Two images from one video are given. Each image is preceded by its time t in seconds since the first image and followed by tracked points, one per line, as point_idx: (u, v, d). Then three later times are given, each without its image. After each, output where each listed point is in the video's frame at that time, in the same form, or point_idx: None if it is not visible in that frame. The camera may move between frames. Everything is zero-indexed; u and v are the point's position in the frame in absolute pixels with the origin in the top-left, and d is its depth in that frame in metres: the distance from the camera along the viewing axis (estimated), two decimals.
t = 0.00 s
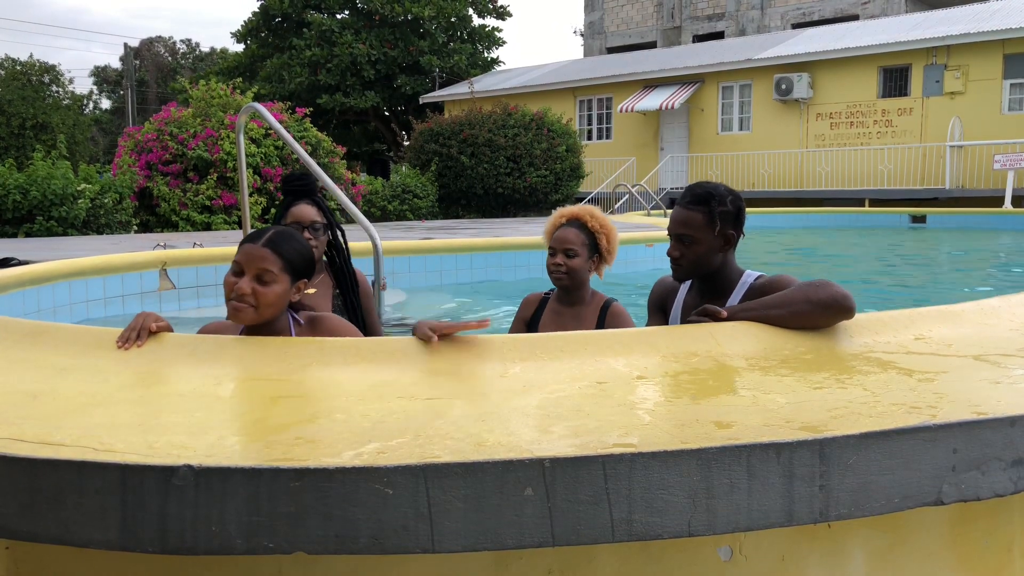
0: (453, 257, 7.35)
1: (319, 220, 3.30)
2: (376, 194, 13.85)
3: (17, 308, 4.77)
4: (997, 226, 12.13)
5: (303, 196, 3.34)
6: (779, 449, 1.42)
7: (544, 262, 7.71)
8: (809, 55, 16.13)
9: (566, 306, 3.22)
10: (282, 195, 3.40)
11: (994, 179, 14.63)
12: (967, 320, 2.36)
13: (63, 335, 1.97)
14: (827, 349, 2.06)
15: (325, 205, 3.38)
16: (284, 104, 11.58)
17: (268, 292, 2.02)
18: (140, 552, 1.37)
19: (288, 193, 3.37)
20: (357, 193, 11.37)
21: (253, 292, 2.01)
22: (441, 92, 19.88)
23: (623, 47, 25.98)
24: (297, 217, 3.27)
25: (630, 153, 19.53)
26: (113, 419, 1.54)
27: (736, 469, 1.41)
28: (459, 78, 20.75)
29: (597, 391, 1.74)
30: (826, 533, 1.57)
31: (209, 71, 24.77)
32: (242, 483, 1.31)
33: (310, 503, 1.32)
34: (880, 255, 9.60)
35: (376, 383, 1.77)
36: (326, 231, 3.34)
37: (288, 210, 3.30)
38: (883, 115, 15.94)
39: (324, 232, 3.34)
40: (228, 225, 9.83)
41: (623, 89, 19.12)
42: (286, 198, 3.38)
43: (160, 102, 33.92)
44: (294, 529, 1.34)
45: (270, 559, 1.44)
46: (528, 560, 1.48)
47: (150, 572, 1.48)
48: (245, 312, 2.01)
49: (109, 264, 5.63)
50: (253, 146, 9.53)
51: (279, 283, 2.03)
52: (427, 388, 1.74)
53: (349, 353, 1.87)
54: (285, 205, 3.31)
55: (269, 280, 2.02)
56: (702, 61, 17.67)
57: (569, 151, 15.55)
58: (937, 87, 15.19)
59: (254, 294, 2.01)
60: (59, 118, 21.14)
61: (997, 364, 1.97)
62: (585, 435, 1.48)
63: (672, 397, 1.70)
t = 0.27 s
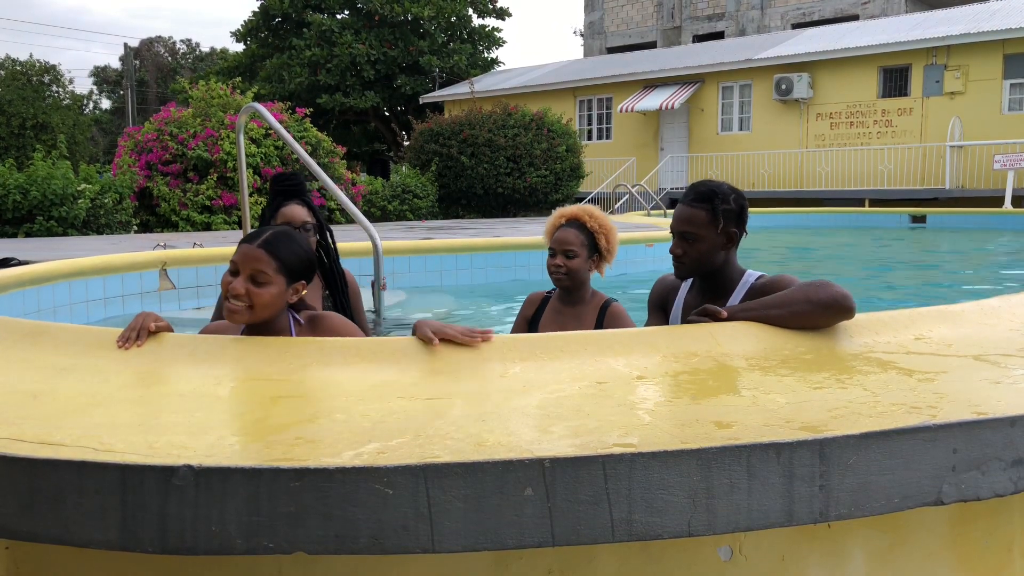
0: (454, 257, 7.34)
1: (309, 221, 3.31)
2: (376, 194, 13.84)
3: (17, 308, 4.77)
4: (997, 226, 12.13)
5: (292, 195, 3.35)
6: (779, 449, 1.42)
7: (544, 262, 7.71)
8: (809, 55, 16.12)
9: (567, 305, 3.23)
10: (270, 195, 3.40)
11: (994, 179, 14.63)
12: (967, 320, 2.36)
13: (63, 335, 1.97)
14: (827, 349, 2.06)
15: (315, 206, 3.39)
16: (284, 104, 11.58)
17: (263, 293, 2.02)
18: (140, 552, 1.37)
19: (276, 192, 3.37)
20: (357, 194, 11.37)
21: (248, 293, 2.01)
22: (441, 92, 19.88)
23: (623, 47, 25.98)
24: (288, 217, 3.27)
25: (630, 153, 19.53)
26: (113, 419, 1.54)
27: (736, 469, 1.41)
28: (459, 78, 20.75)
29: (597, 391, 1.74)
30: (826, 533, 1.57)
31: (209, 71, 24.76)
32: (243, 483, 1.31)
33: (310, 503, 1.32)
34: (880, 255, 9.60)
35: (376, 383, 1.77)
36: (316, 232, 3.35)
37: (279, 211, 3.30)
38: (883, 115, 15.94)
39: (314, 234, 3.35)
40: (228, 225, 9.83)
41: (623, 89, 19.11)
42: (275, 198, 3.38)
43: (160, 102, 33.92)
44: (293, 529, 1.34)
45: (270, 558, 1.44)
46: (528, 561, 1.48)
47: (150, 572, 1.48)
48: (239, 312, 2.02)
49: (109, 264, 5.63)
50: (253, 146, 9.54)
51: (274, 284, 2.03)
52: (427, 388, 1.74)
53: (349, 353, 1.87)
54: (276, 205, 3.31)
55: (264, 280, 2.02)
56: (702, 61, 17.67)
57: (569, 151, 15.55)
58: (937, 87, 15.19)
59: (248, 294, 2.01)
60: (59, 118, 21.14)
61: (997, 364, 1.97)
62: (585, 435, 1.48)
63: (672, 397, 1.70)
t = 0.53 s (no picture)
0: (453, 257, 7.34)
1: (303, 220, 3.31)
2: (376, 194, 13.82)
3: (17, 308, 4.77)
4: (997, 226, 12.13)
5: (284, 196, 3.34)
6: (778, 449, 1.42)
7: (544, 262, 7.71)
8: (809, 55, 16.12)
9: (559, 305, 3.22)
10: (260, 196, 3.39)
11: (994, 179, 14.63)
12: (966, 320, 2.36)
13: (63, 336, 1.97)
14: (827, 349, 2.06)
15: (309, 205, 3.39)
16: (284, 104, 11.58)
17: (262, 293, 2.02)
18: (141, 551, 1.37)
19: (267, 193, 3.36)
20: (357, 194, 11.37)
21: (247, 292, 2.01)
22: (441, 92, 19.88)
23: (623, 47, 25.97)
24: (282, 217, 3.27)
25: (630, 153, 19.53)
26: (112, 419, 1.54)
27: (736, 469, 1.41)
28: (459, 78, 20.75)
29: (597, 391, 1.74)
30: (825, 533, 1.57)
31: (209, 71, 24.77)
32: (243, 483, 1.31)
33: (310, 504, 1.32)
34: (879, 254, 9.60)
35: (375, 384, 1.77)
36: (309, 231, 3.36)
37: (273, 209, 3.30)
38: (883, 115, 15.94)
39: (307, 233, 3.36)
40: (228, 225, 9.83)
41: (623, 89, 19.11)
42: (269, 196, 3.36)
43: (160, 103, 33.93)
44: (294, 529, 1.34)
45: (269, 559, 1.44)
46: (528, 560, 1.48)
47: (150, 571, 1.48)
48: (238, 310, 2.02)
49: (109, 264, 5.63)
50: (253, 146, 9.54)
51: (272, 284, 2.03)
52: (427, 388, 1.74)
53: (349, 353, 1.87)
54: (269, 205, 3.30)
55: (263, 280, 2.02)
56: (702, 61, 17.66)
57: (569, 150, 15.55)
58: (937, 87, 15.19)
59: (247, 294, 2.01)
60: (59, 118, 21.14)
61: (997, 363, 1.97)
62: (584, 435, 1.48)
63: (672, 397, 1.70)
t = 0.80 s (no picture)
0: (454, 257, 7.34)
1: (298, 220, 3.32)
2: (376, 194, 13.83)
3: (17, 308, 4.78)
4: (997, 226, 12.14)
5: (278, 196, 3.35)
6: (779, 449, 1.42)
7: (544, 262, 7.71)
8: (809, 55, 16.12)
9: (550, 304, 3.22)
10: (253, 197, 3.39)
11: (994, 179, 14.63)
12: (967, 320, 2.36)
13: (63, 336, 1.97)
14: (827, 349, 2.06)
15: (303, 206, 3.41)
16: (284, 104, 11.58)
17: (261, 294, 2.02)
18: (141, 552, 1.37)
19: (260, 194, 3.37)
20: (358, 194, 11.37)
21: (247, 292, 2.01)
22: (441, 92, 19.88)
23: (623, 47, 25.97)
24: (277, 216, 3.28)
25: (630, 153, 19.53)
26: (112, 419, 1.54)
27: (736, 469, 1.41)
28: (458, 78, 20.75)
29: (598, 391, 1.74)
30: (826, 533, 1.57)
31: (209, 72, 24.77)
32: (243, 483, 1.31)
33: (310, 504, 1.32)
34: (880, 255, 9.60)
35: (375, 384, 1.77)
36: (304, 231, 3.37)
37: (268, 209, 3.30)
38: (883, 115, 15.94)
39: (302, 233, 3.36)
40: (228, 225, 9.83)
41: (623, 89, 19.11)
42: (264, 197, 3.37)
43: (160, 102, 33.93)
44: (294, 529, 1.34)
45: (269, 559, 1.44)
46: (528, 561, 1.48)
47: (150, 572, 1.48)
48: (238, 310, 2.02)
49: (109, 264, 5.63)
50: (253, 146, 9.55)
51: (273, 285, 2.03)
52: (427, 388, 1.74)
53: (349, 352, 1.87)
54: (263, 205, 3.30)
55: (263, 281, 2.02)
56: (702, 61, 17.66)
57: (569, 150, 15.55)
58: (937, 87, 15.19)
59: (247, 294, 2.01)
60: (59, 118, 21.15)
61: (997, 363, 1.97)
62: (584, 435, 1.48)
63: (673, 397, 1.70)
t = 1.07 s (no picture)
0: (453, 257, 7.34)
1: (294, 219, 3.32)
2: (376, 194, 13.83)
3: (17, 308, 4.78)
4: (997, 226, 12.13)
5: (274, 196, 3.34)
6: (779, 449, 1.42)
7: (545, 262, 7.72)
8: (809, 55, 16.12)
9: (547, 300, 3.22)
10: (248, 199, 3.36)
11: (994, 179, 14.63)
12: (967, 320, 2.36)
13: (62, 336, 1.97)
14: (827, 349, 2.06)
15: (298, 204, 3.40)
16: (284, 104, 11.58)
17: (261, 294, 2.02)
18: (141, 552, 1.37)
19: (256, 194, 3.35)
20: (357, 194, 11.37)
21: (247, 292, 2.02)
22: (441, 93, 19.88)
23: (623, 47, 25.97)
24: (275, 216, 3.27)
25: (631, 153, 19.53)
26: (112, 419, 1.54)
27: (736, 469, 1.41)
28: (458, 78, 20.75)
29: (597, 391, 1.74)
30: (825, 533, 1.57)
31: (209, 72, 24.77)
32: (243, 483, 1.31)
33: (310, 504, 1.33)
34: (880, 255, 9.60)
35: (375, 384, 1.77)
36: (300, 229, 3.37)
37: (264, 208, 3.29)
38: (883, 115, 15.94)
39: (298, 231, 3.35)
40: (228, 225, 9.83)
41: (623, 89, 19.11)
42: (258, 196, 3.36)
43: (160, 102, 33.93)
44: (294, 529, 1.34)
45: (269, 559, 1.44)
46: (528, 560, 1.48)
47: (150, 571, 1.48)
48: (237, 310, 2.03)
49: (109, 264, 5.63)
50: (253, 146, 9.55)
51: (273, 285, 2.03)
52: (428, 389, 1.74)
53: (349, 352, 1.87)
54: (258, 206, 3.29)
55: (263, 282, 2.02)
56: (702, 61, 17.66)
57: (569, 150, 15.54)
58: (937, 87, 15.19)
59: (247, 294, 2.02)
60: (59, 118, 21.15)
61: (997, 363, 1.97)
62: (585, 435, 1.48)
63: (673, 396, 1.70)
